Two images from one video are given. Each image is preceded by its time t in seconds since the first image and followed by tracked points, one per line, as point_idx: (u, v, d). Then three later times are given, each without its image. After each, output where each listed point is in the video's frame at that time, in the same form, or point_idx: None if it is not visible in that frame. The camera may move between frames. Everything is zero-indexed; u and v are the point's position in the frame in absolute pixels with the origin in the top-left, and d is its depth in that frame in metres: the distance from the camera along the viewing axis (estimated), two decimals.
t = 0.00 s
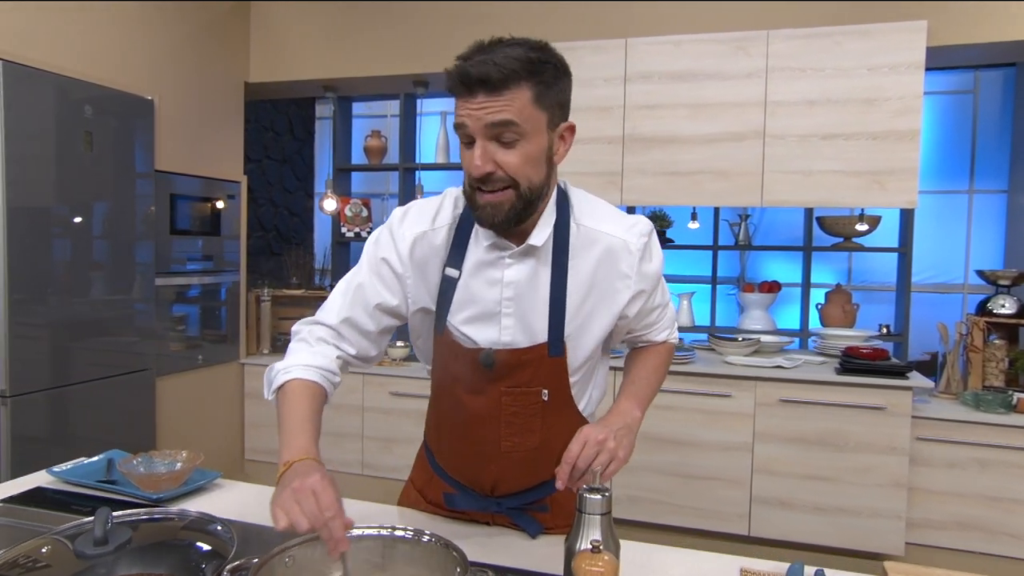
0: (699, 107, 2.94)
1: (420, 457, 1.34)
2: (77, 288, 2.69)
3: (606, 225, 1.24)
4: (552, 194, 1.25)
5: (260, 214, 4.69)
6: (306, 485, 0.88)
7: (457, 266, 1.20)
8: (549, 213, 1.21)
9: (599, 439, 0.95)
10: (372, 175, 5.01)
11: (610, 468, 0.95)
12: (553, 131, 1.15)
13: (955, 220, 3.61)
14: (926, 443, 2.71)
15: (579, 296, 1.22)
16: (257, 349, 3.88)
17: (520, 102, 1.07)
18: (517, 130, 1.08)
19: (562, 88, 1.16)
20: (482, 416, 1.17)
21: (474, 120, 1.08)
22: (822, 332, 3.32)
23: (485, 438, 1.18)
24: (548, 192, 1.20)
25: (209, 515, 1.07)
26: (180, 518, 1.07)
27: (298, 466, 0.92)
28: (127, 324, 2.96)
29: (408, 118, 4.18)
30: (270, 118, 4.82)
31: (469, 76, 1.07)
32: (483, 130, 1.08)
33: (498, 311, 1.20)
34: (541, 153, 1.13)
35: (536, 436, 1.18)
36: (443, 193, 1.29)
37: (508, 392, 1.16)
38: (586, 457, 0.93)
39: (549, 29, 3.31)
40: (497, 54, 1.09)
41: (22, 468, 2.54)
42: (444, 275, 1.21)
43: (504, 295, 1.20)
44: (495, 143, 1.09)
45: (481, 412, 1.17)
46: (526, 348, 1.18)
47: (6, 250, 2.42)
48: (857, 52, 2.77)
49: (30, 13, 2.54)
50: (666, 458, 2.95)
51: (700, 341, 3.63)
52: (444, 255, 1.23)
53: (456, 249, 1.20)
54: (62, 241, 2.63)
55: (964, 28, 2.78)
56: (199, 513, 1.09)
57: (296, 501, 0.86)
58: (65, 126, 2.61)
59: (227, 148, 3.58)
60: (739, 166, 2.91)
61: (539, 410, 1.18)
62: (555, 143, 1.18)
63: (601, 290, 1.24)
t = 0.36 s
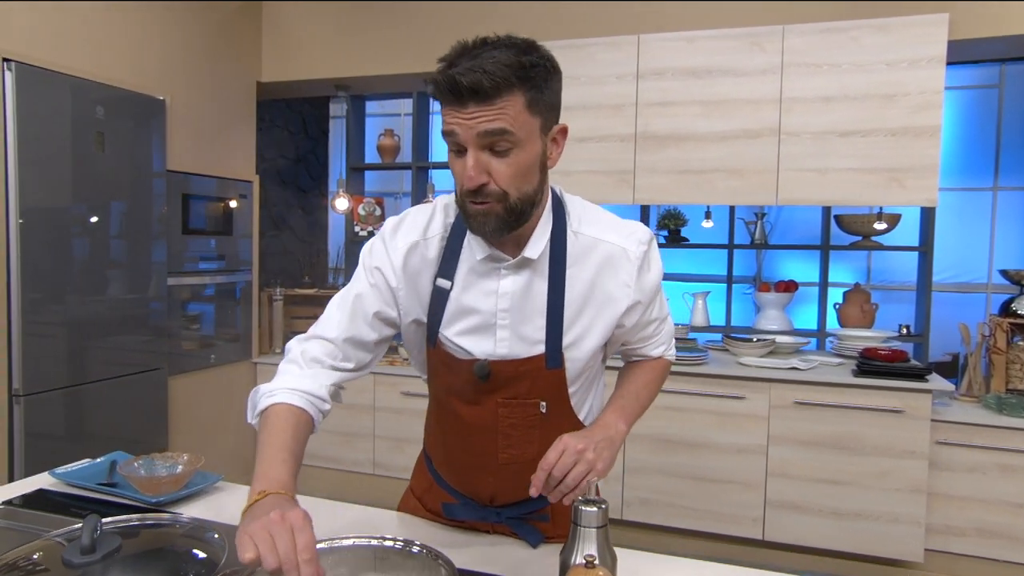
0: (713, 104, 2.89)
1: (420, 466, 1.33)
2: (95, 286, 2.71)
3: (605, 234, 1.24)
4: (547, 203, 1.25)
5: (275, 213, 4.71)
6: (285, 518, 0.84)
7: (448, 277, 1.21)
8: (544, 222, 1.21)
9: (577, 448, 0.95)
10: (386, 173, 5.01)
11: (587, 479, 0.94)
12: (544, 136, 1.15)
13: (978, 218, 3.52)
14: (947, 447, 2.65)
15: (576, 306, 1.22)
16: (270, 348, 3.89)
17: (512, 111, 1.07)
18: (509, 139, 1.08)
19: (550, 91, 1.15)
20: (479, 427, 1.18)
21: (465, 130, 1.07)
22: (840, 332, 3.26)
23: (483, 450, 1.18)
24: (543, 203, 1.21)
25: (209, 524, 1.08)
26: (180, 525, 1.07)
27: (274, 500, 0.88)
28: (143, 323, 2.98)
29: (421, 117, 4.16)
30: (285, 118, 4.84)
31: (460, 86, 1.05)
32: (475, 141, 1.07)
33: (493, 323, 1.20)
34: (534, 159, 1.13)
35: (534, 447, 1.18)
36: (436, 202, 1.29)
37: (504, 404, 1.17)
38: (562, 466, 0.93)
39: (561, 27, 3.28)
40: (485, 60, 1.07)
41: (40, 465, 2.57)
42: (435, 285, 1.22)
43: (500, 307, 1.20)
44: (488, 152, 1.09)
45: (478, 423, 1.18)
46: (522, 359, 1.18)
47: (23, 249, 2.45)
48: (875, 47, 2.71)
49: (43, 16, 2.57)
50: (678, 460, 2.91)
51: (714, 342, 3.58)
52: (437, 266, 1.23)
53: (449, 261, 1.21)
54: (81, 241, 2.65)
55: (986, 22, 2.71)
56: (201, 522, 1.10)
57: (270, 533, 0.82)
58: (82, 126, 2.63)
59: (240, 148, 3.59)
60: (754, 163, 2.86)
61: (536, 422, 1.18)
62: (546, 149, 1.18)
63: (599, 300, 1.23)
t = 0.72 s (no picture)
0: (725, 103, 2.85)
1: (420, 471, 1.31)
2: (109, 284, 2.73)
3: (615, 238, 1.22)
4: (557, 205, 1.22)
5: (286, 212, 4.71)
6: (259, 504, 0.85)
7: (451, 280, 1.18)
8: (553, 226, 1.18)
9: (592, 460, 0.93)
10: (397, 172, 5.00)
11: (604, 492, 0.92)
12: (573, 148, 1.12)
13: (999, 220, 3.46)
14: (964, 453, 2.59)
15: (583, 311, 1.19)
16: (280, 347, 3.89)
17: (559, 124, 1.03)
18: (551, 151, 1.05)
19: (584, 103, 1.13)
20: (480, 433, 1.16)
21: (510, 138, 1.02)
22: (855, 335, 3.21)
23: (483, 455, 1.16)
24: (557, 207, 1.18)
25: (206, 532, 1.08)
26: (177, 532, 1.07)
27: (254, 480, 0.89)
28: (156, 321, 2.99)
29: (432, 116, 4.14)
30: (297, 116, 4.84)
31: (514, 93, 1.00)
32: (520, 150, 1.03)
33: (496, 327, 1.18)
34: (565, 172, 1.10)
35: (534, 453, 1.16)
36: (442, 200, 1.26)
37: (505, 409, 1.14)
38: (577, 479, 0.90)
39: (571, 25, 3.25)
40: (534, 66, 1.03)
41: (54, 461, 2.59)
42: (437, 287, 1.19)
43: (503, 310, 1.18)
44: (529, 164, 1.05)
45: (479, 429, 1.16)
46: (524, 364, 1.16)
47: (37, 248, 2.47)
48: (891, 44, 2.65)
49: (56, 17, 2.59)
50: (688, 464, 2.87)
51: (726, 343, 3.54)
52: (439, 267, 1.21)
53: (450, 262, 1.18)
54: (96, 240, 2.67)
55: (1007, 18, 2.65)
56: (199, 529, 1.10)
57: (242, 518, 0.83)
58: (92, 126, 2.64)
59: (250, 148, 3.59)
60: (767, 163, 2.82)
61: (537, 429, 1.15)
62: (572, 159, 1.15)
63: (606, 306, 1.21)
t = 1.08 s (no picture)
0: (738, 102, 2.82)
1: (421, 475, 1.30)
2: (125, 283, 2.77)
3: (619, 241, 1.21)
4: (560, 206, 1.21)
5: (300, 211, 4.73)
6: (314, 495, 0.87)
7: (453, 281, 1.17)
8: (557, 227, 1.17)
9: (583, 461, 0.93)
10: (411, 172, 5.00)
11: (595, 494, 0.91)
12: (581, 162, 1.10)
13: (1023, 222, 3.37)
14: (982, 460, 2.54)
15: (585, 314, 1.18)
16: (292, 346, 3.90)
17: (568, 143, 1.01)
18: (557, 169, 1.02)
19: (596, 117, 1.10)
20: (480, 436, 1.14)
21: (517, 155, 1.00)
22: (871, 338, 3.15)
23: (483, 459, 1.15)
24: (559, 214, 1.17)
25: (207, 533, 1.09)
26: (180, 535, 1.09)
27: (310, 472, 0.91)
28: (171, 320, 3.02)
29: (446, 115, 4.14)
30: (311, 116, 4.85)
31: (523, 110, 0.97)
32: (526, 168, 1.01)
33: (497, 329, 1.16)
34: (571, 185, 1.08)
35: (534, 458, 1.15)
36: (443, 201, 1.25)
37: (505, 413, 1.13)
38: (568, 479, 0.90)
39: (584, 25, 3.23)
40: (544, 81, 0.99)
41: (69, 457, 2.62)
42: (439, 289, 1.18)
43: (505, 312, 1.16)
44: (535, 181, 1.03)
45: (479, 432, 1.14)
46: (525, 367, 1.14)
47: (53, 246, 2.50)
48: (910, 43, 2.60)
49: (71, 17, 2.62)
50: (699, 468, 2.84)
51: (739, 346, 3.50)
52: (440, 268, 1.20)
53: (452, 263, 1.17)
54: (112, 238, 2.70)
55: None
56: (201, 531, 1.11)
57: (305, 512, 0.86)
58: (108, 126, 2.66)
59: (263, 148, 3.61)
60: (781, 163, 2.78)
61: (538, 433, 1.14)
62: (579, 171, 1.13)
63: (608, 309, 1.19)
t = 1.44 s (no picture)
0: (754, 102, 2.78)
1: (421, 478, 1.29)
2: (147, 281, 2.81)
3: (612, 244, 1.19)
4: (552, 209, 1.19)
5: (318, 212, 4.76)
6: (278, 525, 0.85)
7: (445, 290, 1.17)
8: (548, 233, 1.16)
9: (584, 470, 0.92)
10: (427, 173, 5.00)
11: (596, 504, 0.91)
12: (564, 166, 1.09)
13: None
14: (1006, 469, 2.48)
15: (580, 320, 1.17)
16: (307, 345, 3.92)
17: (544, 150, 1.00)
18: (536, 178, 1.01)
19: (576, 119, 1.08)
20: (477, 444, 1.13)
21: (493, 167, 0.99)
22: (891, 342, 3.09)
23: (481, 466, 1.14)
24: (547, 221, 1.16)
25: (208, 535, 1.10)
26: (182, 535, 1.10)
27: (281, 501, 0.90)
28: (189, 319, 3.05)
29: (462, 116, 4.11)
30: (329, 117, 4.88)
31: (494, 121, 0.96)
32: (502, 179, 1.00)
33: (492, 337, 1.16)
34: (553, 191, 1.07)
35: (532, 466, 1.14)
36: (432, 209, 1.25)
37: (502, 421, 1.12)
38: (569, 489, 0.90)
39: (599, 24, 3.21)
40: (516, 88, 0.98)
41: (89, 453, 2.66)
42: (432, 298, 1.18)
43: (498, 321, 1.16)
44: (513, 191, 1.02)
45: (476, 440, 1.13)
46: (521, 375, 1.14)
47: (74, 246, 2.54)
48: (930, 41, 2.55)
49: (91, 19, 2.66)
50: (714, 472, 2.81)
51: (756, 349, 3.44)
52: (431, 277, 1.19)
53: (444, 272, 1.16)
54: (134, 237, 2.75)
55: None
56: (203, 532, 1.12)
57: (269, 542, 0.85)
58: (128, 127, 2.70)
59: (280, 148, 3.63)
60: (798, 164, 2.73)
61: (535, 441, 1.13)
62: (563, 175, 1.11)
63: (604, 314, 1.18)
